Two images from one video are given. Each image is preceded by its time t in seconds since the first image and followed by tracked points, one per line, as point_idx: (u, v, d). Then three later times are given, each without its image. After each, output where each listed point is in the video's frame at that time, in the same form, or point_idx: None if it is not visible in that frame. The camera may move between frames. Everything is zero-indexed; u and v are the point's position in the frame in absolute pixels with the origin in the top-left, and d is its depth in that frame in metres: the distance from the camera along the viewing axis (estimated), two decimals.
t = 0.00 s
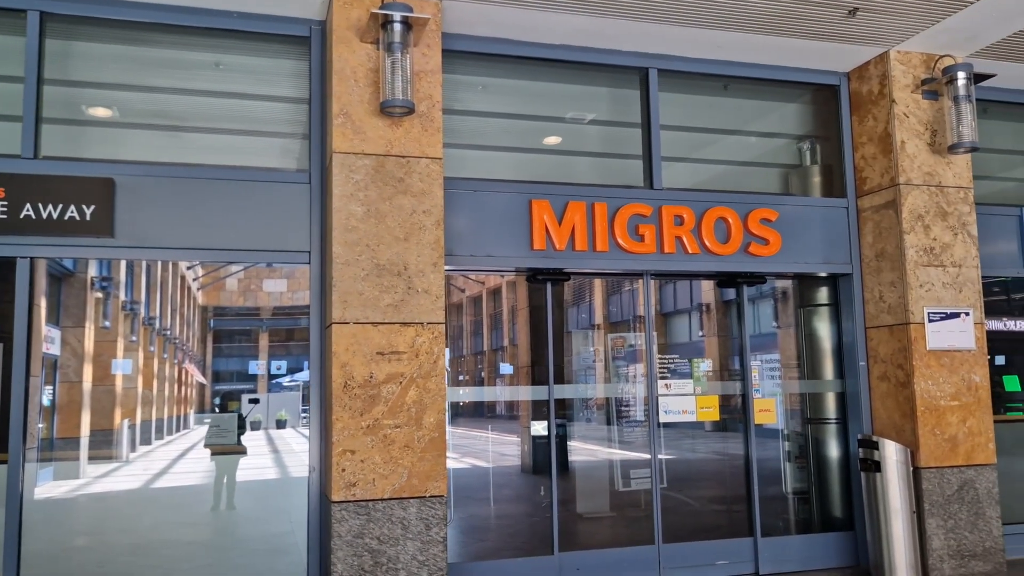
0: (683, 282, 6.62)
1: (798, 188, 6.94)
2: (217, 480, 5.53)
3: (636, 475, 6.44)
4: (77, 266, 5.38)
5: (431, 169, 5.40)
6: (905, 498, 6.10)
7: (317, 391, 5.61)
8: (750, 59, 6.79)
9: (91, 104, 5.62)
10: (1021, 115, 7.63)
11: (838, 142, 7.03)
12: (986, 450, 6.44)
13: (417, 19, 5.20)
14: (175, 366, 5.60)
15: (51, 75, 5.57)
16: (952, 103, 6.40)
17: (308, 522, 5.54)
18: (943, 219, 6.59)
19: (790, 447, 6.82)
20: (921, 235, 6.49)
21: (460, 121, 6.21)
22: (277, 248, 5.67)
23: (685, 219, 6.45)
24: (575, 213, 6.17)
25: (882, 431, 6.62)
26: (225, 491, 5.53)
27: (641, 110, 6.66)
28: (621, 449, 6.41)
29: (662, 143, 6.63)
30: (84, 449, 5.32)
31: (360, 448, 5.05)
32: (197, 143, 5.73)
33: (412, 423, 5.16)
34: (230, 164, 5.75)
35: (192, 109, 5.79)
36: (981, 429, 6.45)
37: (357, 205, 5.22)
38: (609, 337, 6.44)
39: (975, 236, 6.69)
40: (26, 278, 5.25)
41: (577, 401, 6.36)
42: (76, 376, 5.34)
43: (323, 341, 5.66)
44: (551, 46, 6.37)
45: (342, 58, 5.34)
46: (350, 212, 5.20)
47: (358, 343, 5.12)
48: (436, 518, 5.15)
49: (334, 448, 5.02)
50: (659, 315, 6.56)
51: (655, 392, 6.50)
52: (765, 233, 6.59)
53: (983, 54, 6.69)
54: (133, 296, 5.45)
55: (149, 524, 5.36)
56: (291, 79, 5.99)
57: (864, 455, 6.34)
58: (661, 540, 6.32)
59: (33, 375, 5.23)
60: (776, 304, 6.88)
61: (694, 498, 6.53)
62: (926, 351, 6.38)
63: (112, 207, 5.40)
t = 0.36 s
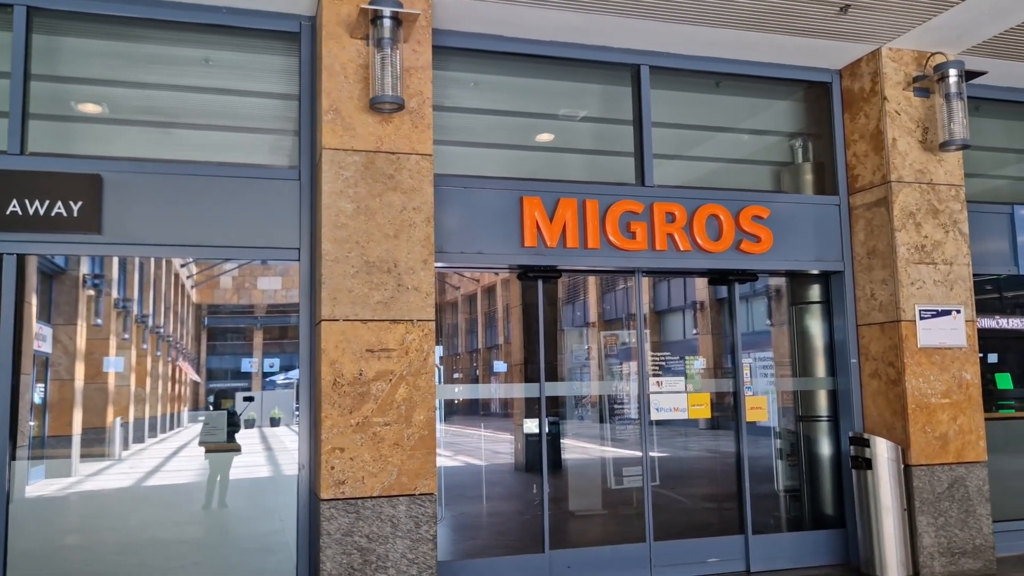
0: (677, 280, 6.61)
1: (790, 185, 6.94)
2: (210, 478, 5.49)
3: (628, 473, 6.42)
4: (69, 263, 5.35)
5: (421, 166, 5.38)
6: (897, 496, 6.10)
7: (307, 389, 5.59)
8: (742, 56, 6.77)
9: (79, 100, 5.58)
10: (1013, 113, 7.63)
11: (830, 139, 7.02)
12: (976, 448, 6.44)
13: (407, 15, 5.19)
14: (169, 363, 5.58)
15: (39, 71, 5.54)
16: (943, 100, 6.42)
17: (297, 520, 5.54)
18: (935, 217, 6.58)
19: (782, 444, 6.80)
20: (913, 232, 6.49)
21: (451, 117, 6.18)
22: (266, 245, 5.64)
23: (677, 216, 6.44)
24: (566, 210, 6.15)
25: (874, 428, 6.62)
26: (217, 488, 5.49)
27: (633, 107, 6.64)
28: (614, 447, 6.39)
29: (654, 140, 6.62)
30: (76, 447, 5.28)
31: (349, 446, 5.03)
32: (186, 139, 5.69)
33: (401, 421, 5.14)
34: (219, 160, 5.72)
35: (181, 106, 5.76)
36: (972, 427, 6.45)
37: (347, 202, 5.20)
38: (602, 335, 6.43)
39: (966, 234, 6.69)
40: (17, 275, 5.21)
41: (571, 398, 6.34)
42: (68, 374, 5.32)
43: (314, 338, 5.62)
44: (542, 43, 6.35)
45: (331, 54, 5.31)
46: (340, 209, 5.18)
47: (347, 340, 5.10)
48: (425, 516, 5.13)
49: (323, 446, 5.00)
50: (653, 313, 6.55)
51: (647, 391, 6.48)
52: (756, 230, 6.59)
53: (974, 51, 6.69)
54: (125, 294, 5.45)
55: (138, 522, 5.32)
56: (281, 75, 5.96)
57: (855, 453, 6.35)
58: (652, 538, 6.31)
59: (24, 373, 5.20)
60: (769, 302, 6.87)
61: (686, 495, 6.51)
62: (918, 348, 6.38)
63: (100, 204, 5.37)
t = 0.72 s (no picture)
0: (668, 279, 6.62)
1: (781, 184, 6.92)
2: (202, 476, 5.46)
3: (617, 471, 6.39)
4: (58, 258, 5.29)
5: (410, 162, 5.34)
6: (884, 495, 6.12)
7: (293, 385, 5.55)
8: (733, 54, 6.75)
9: (66, 94, 5.53)
10: (1004, 113, 7.63)
11: (821, 138, 7.01)
12: (964, 448, 6.44)
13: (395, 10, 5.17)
14: (159, 360, 5.56)
15: (25, 64, 5.49)
16: (934, 99, 6.42)
17: (283, 520, 5.49)
18: (925, 217, 6.58)
19: (771, 443, 6.79)
20: (902, 231, 6.49)
21: (441, 114, 6.15)
22: (254, 241, 5.59)
23: (667, 214, 6.42)
24: (556, 207, 6.13)
25: (863, 428, 6.61)
26: (206, 486, 5.46)
27: (623, 104, 6.61)
28: (603, 445, 6.37)
29: (644, 138, 6.59)
30: (65, 444, 5.24)
31: (335, 444, 5.00)
32: (174, 134, 5.64)
33: (388, 418, 5.10)
34: (207, 155, 5.68)
35: (169, 100, 5.70)
36: (960, 427, 6.45)
37: (334, 197, 5.16)
38: (593, 333, 6.40)
39: (956, 234, 6.68)
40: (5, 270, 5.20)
41: (562, 396, 6.32)
42: (56, 371, 5.27)
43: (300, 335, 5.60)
44: (533, 39, 6.31)
45: (319, 49, 5.27)
46: (327, 205, 5.14)
47: (334, 337, 5.06)
48: (412, 514, 5.10)
49: (308, 443, 4.96)
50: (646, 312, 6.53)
51: (636, 389, 6.46)
52: (747, 229, 6.57)
53: (965, 51, 6.68)
54: (115, 290, 5.43)
55: (125, 519, 5.26)
56: (270, 70, 5.91)
57: (844, 452, 6.34)
58: (640, 537, 6.29)
59: (11, 369, 5.18)
60: (760, 301, 6.86)
61: (676, 494, 6.50)
62: (907, 348, 6.38)
63: (85, 198, 5.30)
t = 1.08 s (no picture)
0: (622, 280, 6.61)
1: (736, 188, 6.97)
2: (145, 468, 5.28)
3: (567, 471, 6.37)
4: None
5: (364, 153, 5.24)
6: (829, 499, 6.18)
7: (237, 379, 5.42)
8: (693, 58, 6.77)
9: (8, 71, 5.29)
10: (953, 127, 7.79)
11: (776, 144, 7.08)
12: (906, 453, 6.57)
13: None
14: (104, 350, 5.31)
15: None
16: (886, 110, 6.54)
17: (224, 516, 5.34)
18: (875, 225, 6.69)
19: (719, 446, 6.84)
20: (853, 239, 6.58)
21: (398, 106, 6.04)
22: (202, 229, 5.44)
23: (623, 215, 6.41)
24: (512, 204, 6.08)
25: (809, 432, 6.69)
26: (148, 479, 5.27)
27: (582, 104, 6.59)
28: (554, 445, 6.35)
29: (602, 138, 6.57)
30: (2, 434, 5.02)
31: (279, 439, 4.87)
32: (121, 117, 5.45)
33: (335, 414, 4.99)
34: (155, 140, 5.49)
35: (116, 80, 5.50)
36: (903, 433, 6.58)
37: (285, 187, 5.04)
38: (546, 333, 6.37)
39: (904, 243, 6.81)
40: None
41: (515, 395, 6.27)
42: None
43: (242, 328, 5.47)
44: (493, 34, 6.25)
45: (274, 34, 5.13)
46: (278, 194, 5.02)
47: (281, 330, 4.94)
48: (356, 512, 5.00)
49: (251, 438, 4.83)
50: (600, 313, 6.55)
51: (588, 389, 6.44)
52: (701, 232, 6.60)
53: (917, 63, 6.79)
54: (58, 276, 5.20)
55: (59, 514, 5.04)
56: (222, 54, 5.75)
57: (790, 456, 6.40)
58: (588, 537, 6.27)
59: None
60: (713, 305, 6.90)
61: (624, 494, 6.50)
62: (854, 354, 6.47)
63: (22, 180, 5.10)
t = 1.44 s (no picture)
0: (551, 281, 6.59)
1: (663, 191, 7.04)
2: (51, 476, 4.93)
3: (494, 473, 6.29)
4: None
5: (286, 147, 5.05)
6: (751, 498, 6.28)
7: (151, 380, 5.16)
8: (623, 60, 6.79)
9: None
10: (869, 135, 8.05)
11: (702, 148, 7.18)
12: (825, 452, 6.73)
13: None
14: (12, 351, 4.95)
15: None
16: (809, 116, 6.66)
17: (135, 524, 5.07)
18: (796, 229, 6.84)
19: (645, 447, 6.88)
20: (776, 242, 6.71)
21: (323, 100, 5.87)
22: (115, 224, 5.15)
23: (552, 214, 6.38)
24: (440, 202, 5.98)
25: (733, 431, 6.80)
26: (55, 487, 4.93)
27: (511, 102, 6.53)
28: (481, 446, 6.26)
29: (531, 137, 6.53)
30: None
31: (194, 444, 4.65)
32: (28, 104, 5.11)
33: (253, 418, 4.79)
34: (63, 129, 5.18)
35: (22, 64, 5.15)
36: (822, 432, 6.74)
37: (202, 179, 4.82)
38: (474, 334, 6.30)
39: (823, 246, 6.98)
40: None
41: (442, 397, 6.16)
42: None
43: (159, 327, 5.20)
44: (422, 29, 6.14)
45: (191, 21, 4.90)
46: (195, 187, 4.80)
47: (197, 330, 4.71)
48: (276, 519, 4.81)
49: (164, 443, 4.59)
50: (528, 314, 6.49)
51: (515, 390, 6.38)
52: (629, 233, 6.63)
53: (837, 72, 6.97)
54: None
55: None
56: (138, 40, 5.47)
57: (715, 456, 6.48)
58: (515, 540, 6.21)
59: None
60: (639, 306, 6.94)
61: (551, 495, 6.47)
62: (776, 355, 6.60)
63: None
